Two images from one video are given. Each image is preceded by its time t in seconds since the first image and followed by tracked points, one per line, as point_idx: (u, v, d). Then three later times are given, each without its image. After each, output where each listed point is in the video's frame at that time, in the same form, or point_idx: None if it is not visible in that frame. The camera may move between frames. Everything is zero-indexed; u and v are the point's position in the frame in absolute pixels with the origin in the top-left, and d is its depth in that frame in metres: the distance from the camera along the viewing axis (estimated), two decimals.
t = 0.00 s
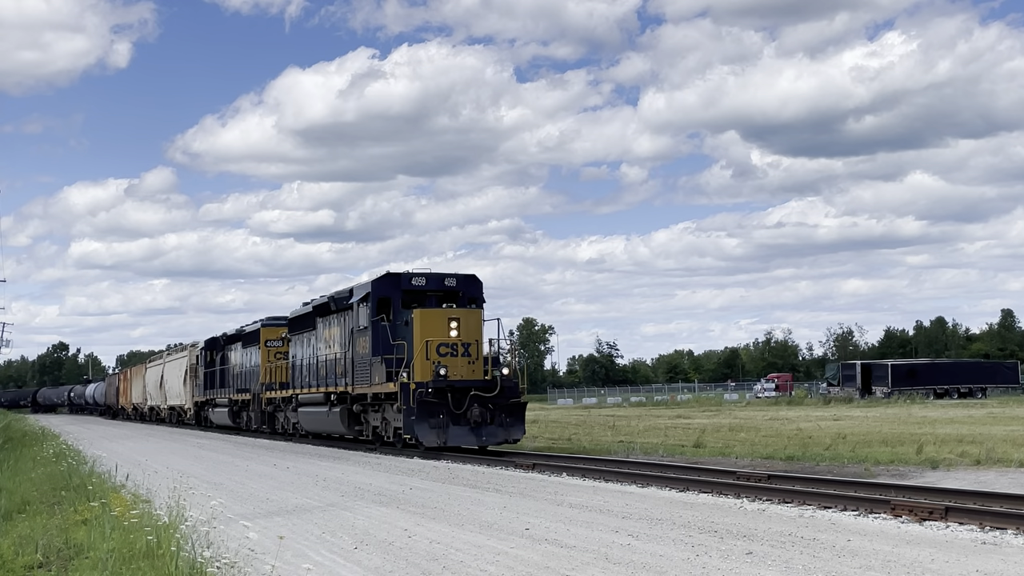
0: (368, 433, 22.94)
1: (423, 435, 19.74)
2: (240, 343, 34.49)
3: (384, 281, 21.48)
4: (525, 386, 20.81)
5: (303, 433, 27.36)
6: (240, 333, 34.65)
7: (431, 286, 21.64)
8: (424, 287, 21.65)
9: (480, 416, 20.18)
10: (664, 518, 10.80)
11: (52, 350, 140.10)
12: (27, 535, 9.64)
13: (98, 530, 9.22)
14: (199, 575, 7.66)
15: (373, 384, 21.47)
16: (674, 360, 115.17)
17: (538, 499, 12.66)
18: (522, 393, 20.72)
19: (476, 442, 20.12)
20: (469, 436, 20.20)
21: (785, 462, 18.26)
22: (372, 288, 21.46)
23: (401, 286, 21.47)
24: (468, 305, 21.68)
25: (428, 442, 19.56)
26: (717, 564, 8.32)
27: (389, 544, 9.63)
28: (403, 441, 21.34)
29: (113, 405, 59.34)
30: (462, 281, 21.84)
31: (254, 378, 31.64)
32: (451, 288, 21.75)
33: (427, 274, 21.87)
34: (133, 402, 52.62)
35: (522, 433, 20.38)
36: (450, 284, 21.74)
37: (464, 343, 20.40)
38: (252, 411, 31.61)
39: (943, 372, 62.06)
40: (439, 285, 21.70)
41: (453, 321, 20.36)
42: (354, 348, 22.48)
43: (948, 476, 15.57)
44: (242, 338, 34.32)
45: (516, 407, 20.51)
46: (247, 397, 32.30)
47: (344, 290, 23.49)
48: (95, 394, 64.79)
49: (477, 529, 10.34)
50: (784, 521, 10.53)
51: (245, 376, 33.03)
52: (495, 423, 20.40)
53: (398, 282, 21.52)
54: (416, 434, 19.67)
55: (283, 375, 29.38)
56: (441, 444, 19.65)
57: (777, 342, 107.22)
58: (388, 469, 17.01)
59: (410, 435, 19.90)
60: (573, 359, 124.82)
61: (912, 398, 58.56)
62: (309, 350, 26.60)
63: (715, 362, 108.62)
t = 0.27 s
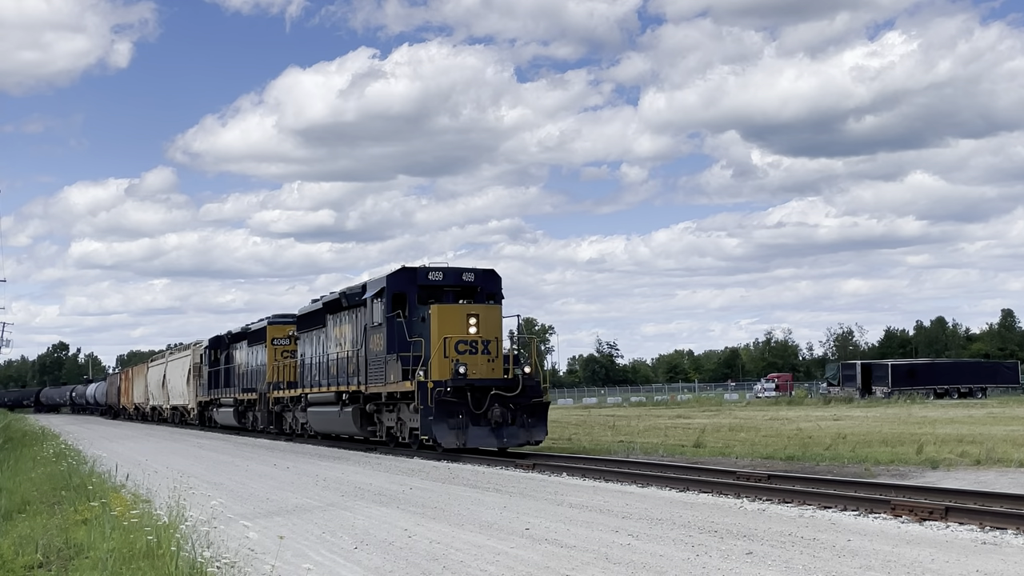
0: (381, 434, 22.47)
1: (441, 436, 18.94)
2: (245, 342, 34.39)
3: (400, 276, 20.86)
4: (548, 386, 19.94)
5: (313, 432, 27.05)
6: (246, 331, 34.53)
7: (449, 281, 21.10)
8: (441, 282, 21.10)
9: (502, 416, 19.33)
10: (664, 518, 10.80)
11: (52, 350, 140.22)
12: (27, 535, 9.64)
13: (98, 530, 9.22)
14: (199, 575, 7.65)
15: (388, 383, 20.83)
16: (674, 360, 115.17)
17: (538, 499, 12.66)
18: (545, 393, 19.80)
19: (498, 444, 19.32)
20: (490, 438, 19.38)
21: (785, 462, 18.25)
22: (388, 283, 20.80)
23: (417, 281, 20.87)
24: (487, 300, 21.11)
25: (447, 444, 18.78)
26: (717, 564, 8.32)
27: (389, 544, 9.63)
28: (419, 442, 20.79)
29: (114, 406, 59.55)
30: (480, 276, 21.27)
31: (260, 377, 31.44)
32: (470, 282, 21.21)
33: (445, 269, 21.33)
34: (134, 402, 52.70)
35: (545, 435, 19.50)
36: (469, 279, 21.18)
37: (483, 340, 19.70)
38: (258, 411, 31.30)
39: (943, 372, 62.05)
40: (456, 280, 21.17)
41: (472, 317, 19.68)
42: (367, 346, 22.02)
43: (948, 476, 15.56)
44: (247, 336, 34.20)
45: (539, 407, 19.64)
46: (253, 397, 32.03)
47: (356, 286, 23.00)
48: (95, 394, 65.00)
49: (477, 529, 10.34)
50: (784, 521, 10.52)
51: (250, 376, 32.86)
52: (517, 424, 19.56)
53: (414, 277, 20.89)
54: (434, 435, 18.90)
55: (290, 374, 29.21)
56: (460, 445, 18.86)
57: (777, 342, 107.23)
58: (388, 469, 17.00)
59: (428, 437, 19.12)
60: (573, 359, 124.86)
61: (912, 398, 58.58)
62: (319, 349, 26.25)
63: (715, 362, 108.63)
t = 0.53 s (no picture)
0: (396, 435, 21.91)
1: (460, 436, 18.55)
2: (250, 341, 34.35)
3: (416, 270, 20.31)
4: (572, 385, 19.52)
5: (322, 434, 26.52)
6: (250, 330, 34.52)
7: (467, 276, 20.34)
8: (460, 277, 20.40)
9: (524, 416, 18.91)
10: (664, 518, 10.80)
11: (52, 350, 140.28)
12: (27, 535, 9.64)
13: (98, 530, 9.22)
14: (199, 574, 7.66)
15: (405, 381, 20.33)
16: (674, 360, 115.19)
17: (538, 499, 12.66)
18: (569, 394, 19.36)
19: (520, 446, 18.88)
20: (512, 439, 18.97)
21: (785, 462, 18.25)
22: (403, 278, 20.33)
23: (434, 276, 20.27)
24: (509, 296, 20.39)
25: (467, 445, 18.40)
26: (717, 564, 8.33)
27: (389, 544, 9.63)
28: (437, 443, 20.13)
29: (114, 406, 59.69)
30: (501, 270, 20.55)
31: (267, 377, 31.23)
32: (489, 277, 20.45)
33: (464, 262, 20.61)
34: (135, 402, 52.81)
35: (568, 436, 19.07)
36: (489, 274, 20.42)
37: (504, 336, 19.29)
38: (265, 411, 31.02)
39: (943, 371, 62.04)
40: (475, 275, 20.38)
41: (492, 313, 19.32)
42: (382, 343, 21.62)
43: (948, 476, 15.56)
44: (252, 335, 34.12)
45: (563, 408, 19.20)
46: (260, 396, 31.75)
47: (368, 282, 22.66)
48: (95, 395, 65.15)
49: (478, 530, 10.34)
50: (784, 520, 10.52)
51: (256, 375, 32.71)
52: (540, 425, 19.12)
53: (431, 271, 20.31)
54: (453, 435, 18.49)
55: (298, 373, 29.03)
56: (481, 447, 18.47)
57: (777, 342, 107.24)
58: (389, 469, 17.00)
59: (447, 437, 18.71)
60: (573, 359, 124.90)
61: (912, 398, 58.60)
62: (330, 346, 25.86)
63: (715, 362, 108.63)
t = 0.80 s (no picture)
0: (411, 436, 21.30)
1: (483, 438, 17.76)
2: (256, 340, 34.21)
3: (433, 264, 19.77)
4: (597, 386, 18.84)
5: (333, 434, 25.98)
6: (257, 329, 34.27)
7: (487, 270, 19.80)
8: (479, 271, 19.85)
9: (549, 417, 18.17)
10: (664, 518, 10.80)
11: (52, 350, 140.40)
12: (27, 535, 9.64)
13: (98, 530, 9.22)
14: (199, 574, 7.66)
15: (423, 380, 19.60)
16: (674, 360, 115.25)
17: (537, 499, 12.67)
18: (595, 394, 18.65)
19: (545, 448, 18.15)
20: (536, 440, 18.32)
21: (785, 462, 18.26)
22: (420, 273, 19.78)
23: (453, 270, 19.72)
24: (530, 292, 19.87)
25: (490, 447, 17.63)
26: (718, 564, 8.32)
27: (389, 544, 9.63)
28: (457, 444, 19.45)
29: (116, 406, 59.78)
30: (522, 264, 20.04)
31: (273, 377, 30.93)
32: (510, 271, 19.91)
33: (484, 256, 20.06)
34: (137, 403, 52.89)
35: (594, 438, 18.36)
36: (510, 268, 19.90)
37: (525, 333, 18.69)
38: (271, 412, 30.74)
39: (943, 371, 62.05)
40: (495, 269, 19.86)
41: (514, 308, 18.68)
42: (397, 340, 20.98)
43: (948, 476, 15.57)
44: (258, 333, 33.98)
45: (589, 408, 18.49)
46: (267, 396, 31.43)
47: (382, 278, 22.06)
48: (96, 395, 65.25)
49: (477, 530, 10.34)
50: (784, 521, 10.52)
51: (262, 374, 32.50)
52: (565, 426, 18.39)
53: (450, 265, 19.76)
54: (476, 437, 17.70)
55: (307, 373, 28.77)
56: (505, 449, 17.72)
57: (777, 342, 107.30)
58: (388, 469, 17.01)
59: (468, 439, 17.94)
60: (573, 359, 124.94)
61: (912, 398, 58.64)
62: (341, 344, 25.37)
63: (715, 362, 108.66)
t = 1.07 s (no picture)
0: (428, 437, 20.82)
1: (507, 439, 17.23)
2: (262, 339, 34.09)
3: (452, 258, 19.07)
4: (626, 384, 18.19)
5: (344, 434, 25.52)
6: (264, 327, 34.06)
7: (507, 264, 19.08)
8: (500, 265, 19.08)
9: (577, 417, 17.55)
10: (664, 518, 10.80)
11: (52, 350, 140.49)
12: (27, 535, 9.65)
13: (98, 530, 9.23)
14: (199, 574, 7.67)
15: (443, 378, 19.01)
16: (674, 360, 115.27)
17: (537, 499, 12.67)
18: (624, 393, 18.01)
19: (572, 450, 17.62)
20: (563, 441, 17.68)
21: (785, 462, 18.27)
22: (438, 266, 19.08)
23: (473, 264, 19.03)
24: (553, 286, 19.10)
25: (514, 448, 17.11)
26: (717, 564, 8.32)
27: (389, 544, 9.63)
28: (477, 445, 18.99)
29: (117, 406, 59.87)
30: (545, 257, 19.26)
31: (281, 376, 30.57)
32: (533, 265, 19.13)
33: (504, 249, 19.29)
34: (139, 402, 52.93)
35: (623, 438, 17.76)
36: (533, 261, 19.12)
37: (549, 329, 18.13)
38: (280, 412, 30.40)
39: (943, 371, 62.03)
40: (516, 263, 19.12)
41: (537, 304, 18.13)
42: (413, 337, 20.39)
43: (947, 476, 15.57)
44: (264, 332, 33.86)
45: (618, 408, 17.86)
46: (274, 396, 31.08)
47: (396, 273, 21.50)
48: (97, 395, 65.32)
49: (477, 530, 10.35)
50: (784, 521, 10.53)
51: (269, 374, 32.19)
52: (593, 427, 17.82)
53: (470, 260, 19.04)
54: (500, 438, 17.18)
55: (316, 372, 28.44)
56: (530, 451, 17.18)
57: (777, 342, 107.32)
58: (389, 469, 17.01)
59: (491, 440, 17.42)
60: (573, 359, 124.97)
61: (912, 398, 58.66)
62: (353, 342, 24.86)
63: (715, 362, 108.67)
